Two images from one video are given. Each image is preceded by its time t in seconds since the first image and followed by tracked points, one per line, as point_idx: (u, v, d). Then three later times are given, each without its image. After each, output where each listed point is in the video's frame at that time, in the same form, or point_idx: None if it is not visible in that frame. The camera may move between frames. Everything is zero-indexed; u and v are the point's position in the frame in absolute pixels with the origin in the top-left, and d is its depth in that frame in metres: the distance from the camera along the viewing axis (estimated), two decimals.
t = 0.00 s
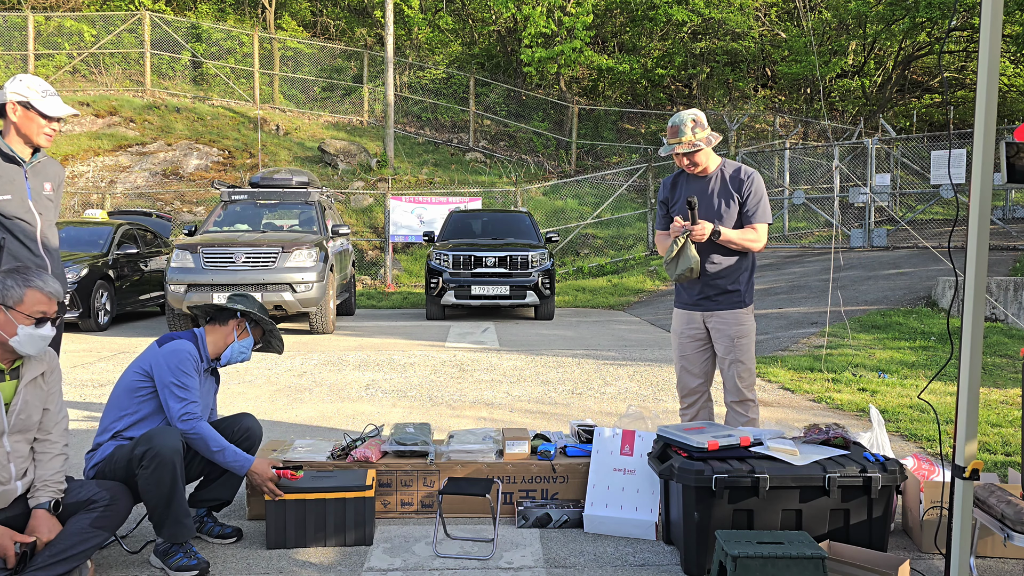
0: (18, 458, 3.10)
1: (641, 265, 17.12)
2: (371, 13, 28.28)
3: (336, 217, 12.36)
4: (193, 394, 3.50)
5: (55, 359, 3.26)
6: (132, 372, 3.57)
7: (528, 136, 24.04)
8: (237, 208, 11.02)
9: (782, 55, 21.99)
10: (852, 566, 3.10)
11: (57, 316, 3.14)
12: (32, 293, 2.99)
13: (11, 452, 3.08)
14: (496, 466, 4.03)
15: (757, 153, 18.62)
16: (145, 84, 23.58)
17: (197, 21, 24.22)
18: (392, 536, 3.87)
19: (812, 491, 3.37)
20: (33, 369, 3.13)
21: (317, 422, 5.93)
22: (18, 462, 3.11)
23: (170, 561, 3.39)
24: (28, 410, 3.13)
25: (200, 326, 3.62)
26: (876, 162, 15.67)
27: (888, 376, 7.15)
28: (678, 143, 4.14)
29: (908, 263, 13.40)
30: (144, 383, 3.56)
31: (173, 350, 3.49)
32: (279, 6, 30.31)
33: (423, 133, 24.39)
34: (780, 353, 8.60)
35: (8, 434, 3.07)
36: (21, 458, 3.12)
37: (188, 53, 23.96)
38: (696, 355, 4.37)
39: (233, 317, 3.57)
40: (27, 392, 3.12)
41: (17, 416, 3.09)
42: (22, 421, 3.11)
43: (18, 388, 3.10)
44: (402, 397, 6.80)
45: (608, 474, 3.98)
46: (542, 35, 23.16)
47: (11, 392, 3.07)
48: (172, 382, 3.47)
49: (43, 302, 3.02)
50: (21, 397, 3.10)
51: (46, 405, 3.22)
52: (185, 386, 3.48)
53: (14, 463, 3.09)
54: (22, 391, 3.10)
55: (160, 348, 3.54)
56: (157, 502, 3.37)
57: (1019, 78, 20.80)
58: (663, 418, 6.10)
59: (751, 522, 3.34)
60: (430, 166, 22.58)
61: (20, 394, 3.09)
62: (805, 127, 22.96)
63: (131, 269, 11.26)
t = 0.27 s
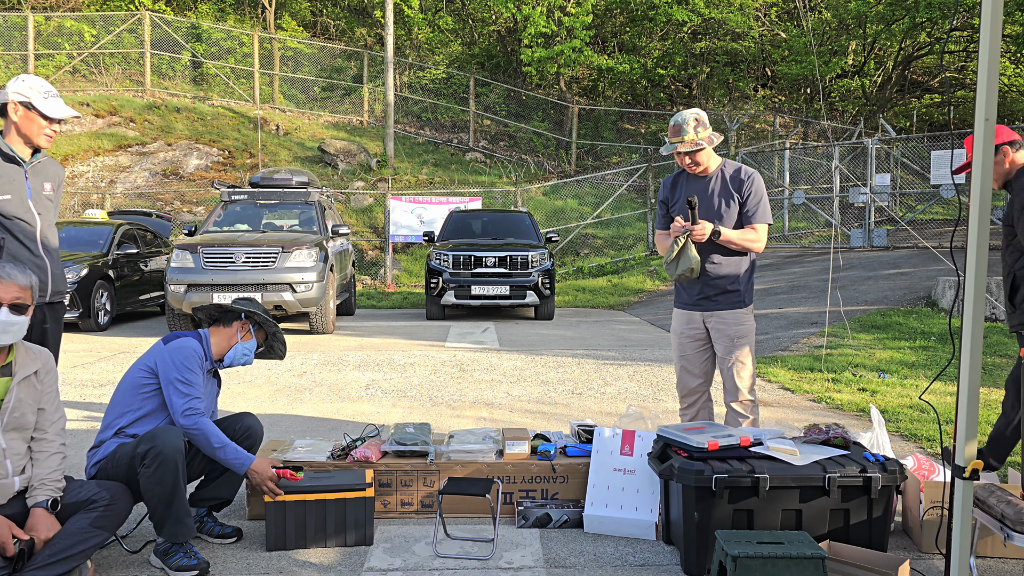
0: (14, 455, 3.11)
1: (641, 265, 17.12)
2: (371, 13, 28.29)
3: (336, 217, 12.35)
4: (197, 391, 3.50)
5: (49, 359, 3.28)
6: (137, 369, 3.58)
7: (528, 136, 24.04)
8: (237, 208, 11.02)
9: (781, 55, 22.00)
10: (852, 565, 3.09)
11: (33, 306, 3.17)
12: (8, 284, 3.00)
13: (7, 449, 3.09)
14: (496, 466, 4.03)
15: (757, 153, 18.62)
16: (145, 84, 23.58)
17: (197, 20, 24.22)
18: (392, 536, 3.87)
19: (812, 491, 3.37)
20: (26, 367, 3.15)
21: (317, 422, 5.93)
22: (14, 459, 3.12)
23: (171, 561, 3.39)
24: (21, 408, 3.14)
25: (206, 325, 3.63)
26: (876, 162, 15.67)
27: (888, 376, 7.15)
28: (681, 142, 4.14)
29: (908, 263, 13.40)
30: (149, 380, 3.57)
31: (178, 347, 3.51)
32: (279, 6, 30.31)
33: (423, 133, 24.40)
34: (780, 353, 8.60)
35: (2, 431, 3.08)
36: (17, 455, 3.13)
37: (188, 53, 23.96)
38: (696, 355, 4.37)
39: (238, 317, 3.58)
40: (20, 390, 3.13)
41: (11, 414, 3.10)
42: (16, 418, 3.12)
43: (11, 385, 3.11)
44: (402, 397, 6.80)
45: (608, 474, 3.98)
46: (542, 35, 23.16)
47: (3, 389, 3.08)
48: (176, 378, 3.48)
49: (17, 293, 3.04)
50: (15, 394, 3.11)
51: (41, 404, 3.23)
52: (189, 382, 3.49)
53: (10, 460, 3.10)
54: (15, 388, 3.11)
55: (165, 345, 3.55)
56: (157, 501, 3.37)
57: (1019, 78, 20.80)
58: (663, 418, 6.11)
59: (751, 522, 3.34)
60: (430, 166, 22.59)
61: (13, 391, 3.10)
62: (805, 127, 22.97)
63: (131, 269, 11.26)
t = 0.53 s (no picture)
0: (12, 454, 3.12)
1: (641, 265, 17.12)
2: (371, 13, 28.29)
3: (336, 217, 12.35)
4: (198, 390, 3.50)
5: (45, 358, 3.28)
6: (138, 368, 3.58)
7: (528, 136, 24.04)
8: (237, 208, 11.02)
9: (781, 55, 22.01)
10: (852, 566, 3.09)
11: (21, 303, 3.16)
12: None
13: (5, 448, 3.09)
14: (496, 466, 4.03)
15: (757, 153, 18.62)
16: (145, 84, 23.58)
17: (197, 21, 24.23)
18: (392, 536, 3.87)
19: (812, 491, 3.37)
20: (22, 366, 3.14)
21: (317, 422, 5.93)
22: (12, 458, 3.12)
23: (170, 561, 3.39)
24: (18, 408, 3.13)
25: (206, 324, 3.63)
26: (876, 162, 15.68)
27: (888, 376, 7.15)
28: (681, 142, 4.14)
29: (908, 263, 13.40)
30: (150, 380, 3.57)
31: (178, 347, 3.51)
32: (279, 6, 30.31)
33: (423, 133, 24.40)
34: (780, 353, 8.60)
35: None
36: (15, 454, 3.13)
37: (188, 53, 23.95)
38: (696, 355, 4.37)
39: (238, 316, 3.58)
40: (15, 389, 3.13)
41: (7, 414, 3.09)
42: (13, 418, 3.11)
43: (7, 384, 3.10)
44: (402, 397, 6.80)
45: (608, 474, 3.98)
46: (542, 35, 23.18)
47: None
48: (177, 377, 3.48)
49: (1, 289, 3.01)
50: (10, 394, 3.10)
51: (38, 404, 3.23)
52: (190, 381, 3.49)
53: (8, 458, 3.10)
54: (11, 388, 3.10)
55: (165, 345, 3.55)
56: (157, 501, 3.37)
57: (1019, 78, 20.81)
58: (663, 418, 6.11)
59: (751, 522, 3.34)
60: (430, 166, 22.60)
61: (10, 390, 3.09)
62: (805, 127, 22.97)
63: (131, 269, 11.26)
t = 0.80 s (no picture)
0: (11, 454, 3.12)
1: (641, 265, 17.12)
2: (370, 13, 28.29)
3: (336, 217, 12.35)
4: (200, 391, 3.50)
5: (44, 359, 3.28)
6: (139, 369, 3.58)
7: (528, 136, 24.03)
8: (237, 208, 11.02)
9: (781, 55, 22.02)
10: (852, 566, 3.09)
11: (21, 304, 3.16)
12: None
13: (4, 449, 3.09)
14: (496, 466, 4.03)
15: (757, 153, 18.62)
16: (145, 84, 23.57)
17: (197, 21, 24.23)
18: (392, 536, 3.87)
19: (812, 491, 3.37)
20: (21, 366, 3.15)
21: (317, 422, 5.93)
22: (12, 459, 3.12)
23: (170, 561, 3.39)
24: (17, 408, 3.13)
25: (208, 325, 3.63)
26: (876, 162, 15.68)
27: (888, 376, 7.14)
28: (679, 142, 4.14)
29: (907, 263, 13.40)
30: (150, 381, 3.56)
31: (180, 348, 3.51)
32: (279, 6, 30.31)
33: (423, 133, 24.40)
34: (780, 353, 8.60)
35: None
36: (15, 455, 3.13)
37: (188, 53, 23.95)
38: (696, 355, 4.37)
39: (240, 316, 3.59)
40: (15, 390, 3.13)
41: (7, 414, 3.09)
42: (12, 418, 3.12)
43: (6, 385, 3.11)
44: (402, 397, 6.80)
45: (608, 474, 3.98)
46: (542, 35, 23.19)
47: None
48: (179, 378, 3.48)
49: None
50: (10, 395, 3.10)
51: (37, 404, 3.23)
52: (192, 382, 3.49)
53: (8, 459, 3.10)
54: (11, 389, 3.10)
55: (166, 346, 3.55)
56: (157, 501, 3.37)
57: (1018, 78, 20.82)
58: (663, 418, 6.11)
59: (751, 522, 3.34)
60: (430, 166, 22.61)
61: (10, 391, 3.10)
62: (805, 127, 22.96)
63: (131, 269, 11.26)
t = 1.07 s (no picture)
0: (13, 457, 3.12)
1: (641, 265, 17.12)
2: (370, 13, 28.28)
3: (336, 217, 12.35)
4: (200, 393, 3.50)
5: (46, 359, 3.28)
6: (138, 371, 3.57)
7: (528, 136, 24.03)
8: (237, 208, 11.02)
9: (782, 54, 22.02)
10: (853, 566, 3.09)
11: (24, 305, 3.16)
12: None
13: (5, 451, 3.09)
14: (496, 466, 4.03)
15: (757, 153, 18.62)
16: (145, 84, 23.55)
17: (197, 20, 24.23)
18: (392, 536, 3.87)
19: (812, 491, 3.37)
20: (23, 368, 3.15)
21: (317, 422, 5.92)
22: (13, 461, 3.12)
23: (170, 561, 3.38)
24: (19, 410, 3.13)
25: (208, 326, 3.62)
26: (876, 162, 15.68)
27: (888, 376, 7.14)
28: (678, 143, 4.15)
29: (908, 263, 13.40)
30: (150, 383, 3.56)
31: (180, 350, 3.50)
32: (279, 6, 30.30)
33: (423, 133, 24.39)
34: (780, 353, 8.60)
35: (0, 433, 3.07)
36: (17, 457, 3.13)
37: (188, 53, 23.95)
38: (696, 355, 4.37)
39: (240, 318, 3.59)
40: (17, 392, 3.13)
41: (8, 417, 3.09)
42: (14, 420, 3.11)
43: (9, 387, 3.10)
44: (402, 397, 6.80)
45: (608, 474, 3.98)
46: (542, 35, 23.18)
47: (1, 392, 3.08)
48: (180, 381, 3.47)
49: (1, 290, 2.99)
50: (11, 397, 3.10)
51: (39, 405, 3.23)
52: (193, 385, 3.49)
53: (9, 462, 3.10)
54: (12, 391, 3.10)
55: (167, 348, 3.54)
56: (157, 502, 3.37)
57: (1019, 78, 20.81)
58: (663, 418, 6.11)
59: (751, 522, 3.34)
60: (430, 166, 22.61)
61: (11, 394, 3.09)
62: (805, 127, 22.96)
63: (131, 269, 11.25)
